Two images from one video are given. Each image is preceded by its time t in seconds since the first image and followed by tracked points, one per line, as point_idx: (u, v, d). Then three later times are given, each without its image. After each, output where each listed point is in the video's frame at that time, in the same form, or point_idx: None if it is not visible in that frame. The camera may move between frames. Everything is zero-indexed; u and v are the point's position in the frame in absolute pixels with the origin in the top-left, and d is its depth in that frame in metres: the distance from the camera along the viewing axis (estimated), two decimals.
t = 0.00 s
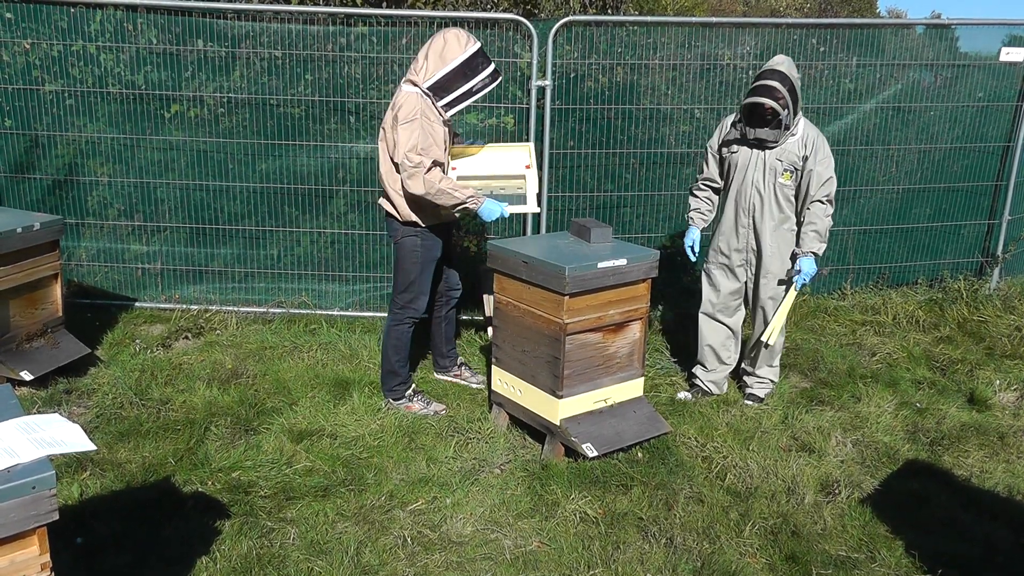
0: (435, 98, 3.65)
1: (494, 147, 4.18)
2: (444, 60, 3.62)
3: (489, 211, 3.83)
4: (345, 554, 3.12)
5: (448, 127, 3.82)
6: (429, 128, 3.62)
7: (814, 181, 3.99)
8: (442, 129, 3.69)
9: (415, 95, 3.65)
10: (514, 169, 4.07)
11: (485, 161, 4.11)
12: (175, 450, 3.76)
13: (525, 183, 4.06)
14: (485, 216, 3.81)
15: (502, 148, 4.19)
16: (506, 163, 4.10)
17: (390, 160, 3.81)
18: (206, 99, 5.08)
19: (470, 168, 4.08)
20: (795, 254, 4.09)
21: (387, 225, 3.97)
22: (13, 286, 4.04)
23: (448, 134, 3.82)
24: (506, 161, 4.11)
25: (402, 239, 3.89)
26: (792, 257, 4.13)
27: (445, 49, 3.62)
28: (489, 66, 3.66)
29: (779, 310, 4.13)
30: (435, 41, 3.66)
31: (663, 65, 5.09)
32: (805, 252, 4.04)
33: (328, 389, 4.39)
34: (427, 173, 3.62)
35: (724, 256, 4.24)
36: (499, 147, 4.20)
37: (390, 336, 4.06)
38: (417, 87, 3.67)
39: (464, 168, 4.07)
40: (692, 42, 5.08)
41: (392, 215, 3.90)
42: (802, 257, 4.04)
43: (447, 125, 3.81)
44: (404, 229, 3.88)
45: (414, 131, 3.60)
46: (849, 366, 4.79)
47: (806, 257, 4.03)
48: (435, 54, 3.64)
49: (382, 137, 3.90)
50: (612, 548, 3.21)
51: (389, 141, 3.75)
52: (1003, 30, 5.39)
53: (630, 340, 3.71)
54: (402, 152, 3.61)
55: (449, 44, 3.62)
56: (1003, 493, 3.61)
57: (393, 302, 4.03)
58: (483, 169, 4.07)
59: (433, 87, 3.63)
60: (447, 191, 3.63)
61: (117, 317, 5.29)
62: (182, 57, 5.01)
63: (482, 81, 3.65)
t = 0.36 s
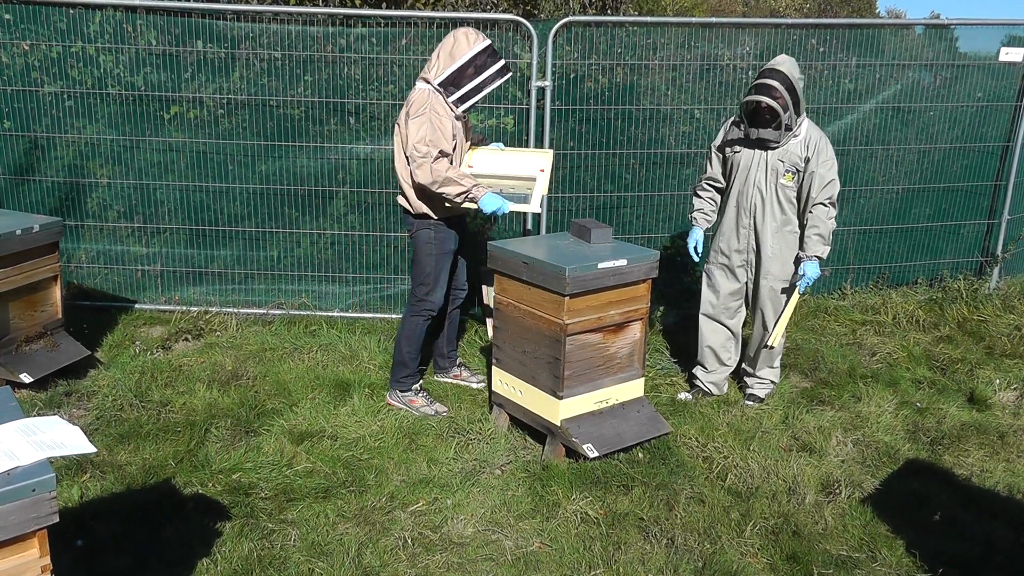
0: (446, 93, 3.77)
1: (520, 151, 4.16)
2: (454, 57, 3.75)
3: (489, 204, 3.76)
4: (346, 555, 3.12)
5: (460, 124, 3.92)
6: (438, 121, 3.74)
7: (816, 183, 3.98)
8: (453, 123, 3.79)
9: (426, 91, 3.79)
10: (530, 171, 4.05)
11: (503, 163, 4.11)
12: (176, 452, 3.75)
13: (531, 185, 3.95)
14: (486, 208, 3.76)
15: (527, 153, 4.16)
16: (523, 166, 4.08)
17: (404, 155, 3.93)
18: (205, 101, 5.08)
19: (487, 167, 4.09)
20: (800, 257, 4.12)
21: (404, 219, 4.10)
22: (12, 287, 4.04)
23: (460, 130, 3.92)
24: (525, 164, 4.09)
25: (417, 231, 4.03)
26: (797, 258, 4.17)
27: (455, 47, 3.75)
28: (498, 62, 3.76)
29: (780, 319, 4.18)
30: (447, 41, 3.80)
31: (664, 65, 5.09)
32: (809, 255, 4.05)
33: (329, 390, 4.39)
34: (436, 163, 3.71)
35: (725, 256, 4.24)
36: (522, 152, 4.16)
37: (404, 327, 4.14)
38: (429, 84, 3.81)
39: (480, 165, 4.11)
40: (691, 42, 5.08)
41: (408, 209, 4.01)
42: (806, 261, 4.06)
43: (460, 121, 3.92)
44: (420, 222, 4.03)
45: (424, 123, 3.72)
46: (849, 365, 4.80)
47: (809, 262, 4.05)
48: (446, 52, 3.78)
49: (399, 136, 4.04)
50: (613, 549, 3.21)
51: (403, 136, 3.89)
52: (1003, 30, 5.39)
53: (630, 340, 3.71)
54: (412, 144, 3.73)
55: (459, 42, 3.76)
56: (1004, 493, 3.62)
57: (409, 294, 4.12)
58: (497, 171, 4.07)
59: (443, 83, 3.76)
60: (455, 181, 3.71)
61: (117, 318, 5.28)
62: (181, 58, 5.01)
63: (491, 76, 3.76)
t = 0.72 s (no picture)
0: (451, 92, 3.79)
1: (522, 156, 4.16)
2: (460, 57, 3.77)
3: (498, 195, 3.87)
4: (346, 556, 3.12)
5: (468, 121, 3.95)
6: (444, 119, 3.76)
7: (814, 182, 3.97)
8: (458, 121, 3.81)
9: (432, 90, 3.82)
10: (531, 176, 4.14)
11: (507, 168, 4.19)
12: (176, 453, 3.75)
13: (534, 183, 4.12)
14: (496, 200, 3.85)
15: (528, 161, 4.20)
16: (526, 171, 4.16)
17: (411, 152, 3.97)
18: (205, 102, 5.08)
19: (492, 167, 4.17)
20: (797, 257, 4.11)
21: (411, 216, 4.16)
22: (12, 289, 4.04)
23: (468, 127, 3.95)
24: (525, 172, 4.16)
25: (423, 226, 4.07)
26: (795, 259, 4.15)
27: (461, 47, 3.76)
28: (503, 62, 3.76)
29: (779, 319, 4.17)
30: (454, 42, 3.82)
31: (663, 65, 5.09)
32: (808, 255, 4.03)
33: (329, 391, 4.39)
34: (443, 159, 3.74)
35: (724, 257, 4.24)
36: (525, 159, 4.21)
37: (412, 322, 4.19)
38: (435, 82, 3.85)
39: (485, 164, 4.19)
40: (691, 42, 5.08)
41: (415, 205, 4.05)
42: (804, 261, 4.04)
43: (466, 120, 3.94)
44: (425, 218, 4.06)
45: (430, 120, 3.74)
46: (850, 366, 4.79)
47: (808, 262, 4.03)
48: (452, 52, 3.79)
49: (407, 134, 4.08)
50: (613, 549, 3.21)
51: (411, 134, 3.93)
52: (1003, 29, 5.39)
53: (630, 341, 3.71)
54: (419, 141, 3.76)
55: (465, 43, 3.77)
56: (1005, 493, 3.62)
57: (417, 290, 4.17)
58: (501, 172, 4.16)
59: (449, 82, 3.79)
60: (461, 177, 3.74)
61: (117, 320, 5.28)
62: (181, 59, 5.01)
63: (496, 76, 3.76)
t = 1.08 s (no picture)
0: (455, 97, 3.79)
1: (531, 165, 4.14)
2: (467, 62, 3.75)
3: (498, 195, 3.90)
4: (346, 557, 3.12)
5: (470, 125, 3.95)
6: (445, 123, 3.77)
7: (809, 182, 3.94)
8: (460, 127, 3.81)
9: (437, 93, 3.83)
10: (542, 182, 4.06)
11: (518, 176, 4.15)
12: (176, 453, 3.75)
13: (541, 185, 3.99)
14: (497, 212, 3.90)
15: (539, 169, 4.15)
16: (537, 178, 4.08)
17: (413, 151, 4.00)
18: (205, 102, 5.08)
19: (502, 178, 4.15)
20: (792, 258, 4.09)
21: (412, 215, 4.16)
22: (12, 289, 4.03)
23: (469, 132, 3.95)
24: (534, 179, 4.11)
25: (425, 226, 4.07)
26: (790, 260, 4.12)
27: (468, 52, 3.75)
28: (509, 71, 3.75)
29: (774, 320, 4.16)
30: (463, 46, 3.81)
31: (663, 67, 5.09)
32: (800, 255, 4.01)
33: (330, 391, 4.39)
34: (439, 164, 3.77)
35: (722, 258, 4.26)
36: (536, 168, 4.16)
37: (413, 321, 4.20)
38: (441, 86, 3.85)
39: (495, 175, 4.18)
40: (691, 43, 5.09)
41: (414, 204, 4.07)
42: (797, 261, 4.01)
43: (469, 125, 3.94)
44: (426, 218, 4.07)
45: (431, 124, 3.76)
46: (850, 367, 4.79)
47: (800, 262, 4.00)
48: (460, 57, 3.79)
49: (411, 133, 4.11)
50: (613, 550, 3.21)
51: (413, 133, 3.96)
52: (1003, 31, 5.39)
53: (630, 341, 3.70)
54: (418, 144, 3.79)
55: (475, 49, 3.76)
56: (1004, 494, 3.62)
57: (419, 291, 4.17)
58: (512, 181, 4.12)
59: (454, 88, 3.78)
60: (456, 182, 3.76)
61: (117, 320, 5.28)
62: (181, 60, 5.01)
63: (499, 85, 3.75)
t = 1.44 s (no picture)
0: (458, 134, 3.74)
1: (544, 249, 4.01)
2: (476, 104, 3.62)
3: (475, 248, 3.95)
4: (345, 556, 3.12)
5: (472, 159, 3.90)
6: (437, 153, 3.81)
7: (809, 185, 3.94)
8: (451, 162, 3.84)
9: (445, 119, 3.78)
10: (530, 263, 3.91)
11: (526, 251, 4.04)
12: (175, 452, 3.75)
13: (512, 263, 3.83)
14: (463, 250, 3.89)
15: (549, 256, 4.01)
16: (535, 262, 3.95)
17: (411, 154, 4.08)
18: (206, 101, 5.08)
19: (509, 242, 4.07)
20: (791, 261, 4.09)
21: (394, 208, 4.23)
22: (12, 287, 4.03)
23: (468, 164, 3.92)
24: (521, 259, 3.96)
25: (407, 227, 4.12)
26: (789, 262, 4.13)
27: (482, 95, 3.60)
28: (516, 126, 3.59)
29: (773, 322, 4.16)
30: (485, 83, 3.65)
31: (664, 68, 5.10)
32: (800, 259, 4.01)
33: (329, 391, 4.39)
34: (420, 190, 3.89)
35: (722, 260, 4.26)
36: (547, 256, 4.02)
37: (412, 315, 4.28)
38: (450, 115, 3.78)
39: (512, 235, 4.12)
40: (692, 45, 5.09)
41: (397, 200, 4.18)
42: (796, 265, 4.02)
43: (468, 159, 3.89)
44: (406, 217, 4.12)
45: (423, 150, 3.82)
46: (850, 370, 4.79)
47: (800, 266, 4.02)
48: (476, 95, 3.65)
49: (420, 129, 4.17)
50: (612, 551, 3.21)
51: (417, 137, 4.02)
52: (1003, 35, 5.39)
53: (630, 343, 3.71)
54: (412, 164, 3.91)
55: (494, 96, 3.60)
56: (1003, 498, 3.62)
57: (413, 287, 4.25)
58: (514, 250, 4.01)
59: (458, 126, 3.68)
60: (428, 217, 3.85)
61: (116, 318, 5.29)
62: (182, 58, 5.00)
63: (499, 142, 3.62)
